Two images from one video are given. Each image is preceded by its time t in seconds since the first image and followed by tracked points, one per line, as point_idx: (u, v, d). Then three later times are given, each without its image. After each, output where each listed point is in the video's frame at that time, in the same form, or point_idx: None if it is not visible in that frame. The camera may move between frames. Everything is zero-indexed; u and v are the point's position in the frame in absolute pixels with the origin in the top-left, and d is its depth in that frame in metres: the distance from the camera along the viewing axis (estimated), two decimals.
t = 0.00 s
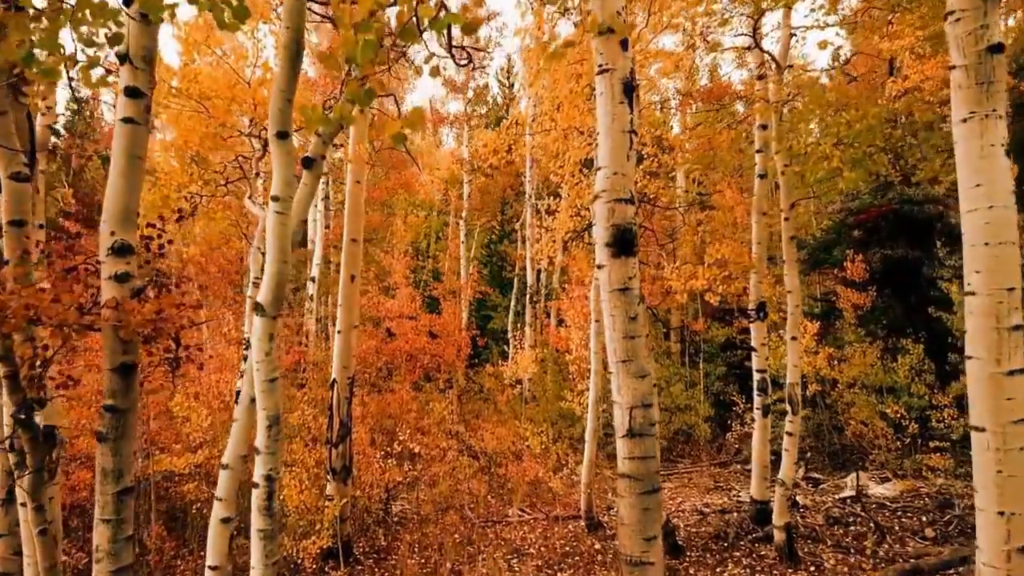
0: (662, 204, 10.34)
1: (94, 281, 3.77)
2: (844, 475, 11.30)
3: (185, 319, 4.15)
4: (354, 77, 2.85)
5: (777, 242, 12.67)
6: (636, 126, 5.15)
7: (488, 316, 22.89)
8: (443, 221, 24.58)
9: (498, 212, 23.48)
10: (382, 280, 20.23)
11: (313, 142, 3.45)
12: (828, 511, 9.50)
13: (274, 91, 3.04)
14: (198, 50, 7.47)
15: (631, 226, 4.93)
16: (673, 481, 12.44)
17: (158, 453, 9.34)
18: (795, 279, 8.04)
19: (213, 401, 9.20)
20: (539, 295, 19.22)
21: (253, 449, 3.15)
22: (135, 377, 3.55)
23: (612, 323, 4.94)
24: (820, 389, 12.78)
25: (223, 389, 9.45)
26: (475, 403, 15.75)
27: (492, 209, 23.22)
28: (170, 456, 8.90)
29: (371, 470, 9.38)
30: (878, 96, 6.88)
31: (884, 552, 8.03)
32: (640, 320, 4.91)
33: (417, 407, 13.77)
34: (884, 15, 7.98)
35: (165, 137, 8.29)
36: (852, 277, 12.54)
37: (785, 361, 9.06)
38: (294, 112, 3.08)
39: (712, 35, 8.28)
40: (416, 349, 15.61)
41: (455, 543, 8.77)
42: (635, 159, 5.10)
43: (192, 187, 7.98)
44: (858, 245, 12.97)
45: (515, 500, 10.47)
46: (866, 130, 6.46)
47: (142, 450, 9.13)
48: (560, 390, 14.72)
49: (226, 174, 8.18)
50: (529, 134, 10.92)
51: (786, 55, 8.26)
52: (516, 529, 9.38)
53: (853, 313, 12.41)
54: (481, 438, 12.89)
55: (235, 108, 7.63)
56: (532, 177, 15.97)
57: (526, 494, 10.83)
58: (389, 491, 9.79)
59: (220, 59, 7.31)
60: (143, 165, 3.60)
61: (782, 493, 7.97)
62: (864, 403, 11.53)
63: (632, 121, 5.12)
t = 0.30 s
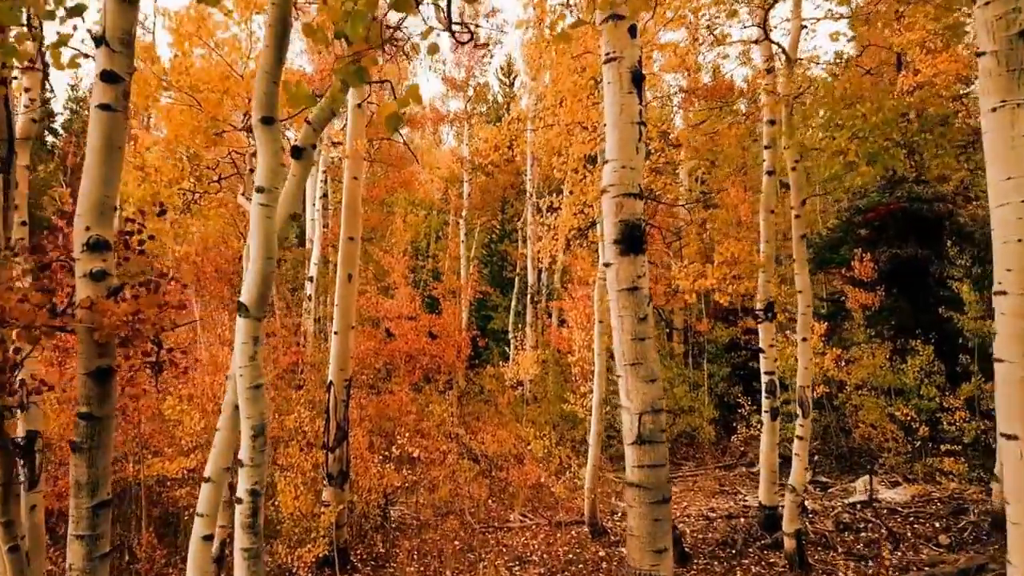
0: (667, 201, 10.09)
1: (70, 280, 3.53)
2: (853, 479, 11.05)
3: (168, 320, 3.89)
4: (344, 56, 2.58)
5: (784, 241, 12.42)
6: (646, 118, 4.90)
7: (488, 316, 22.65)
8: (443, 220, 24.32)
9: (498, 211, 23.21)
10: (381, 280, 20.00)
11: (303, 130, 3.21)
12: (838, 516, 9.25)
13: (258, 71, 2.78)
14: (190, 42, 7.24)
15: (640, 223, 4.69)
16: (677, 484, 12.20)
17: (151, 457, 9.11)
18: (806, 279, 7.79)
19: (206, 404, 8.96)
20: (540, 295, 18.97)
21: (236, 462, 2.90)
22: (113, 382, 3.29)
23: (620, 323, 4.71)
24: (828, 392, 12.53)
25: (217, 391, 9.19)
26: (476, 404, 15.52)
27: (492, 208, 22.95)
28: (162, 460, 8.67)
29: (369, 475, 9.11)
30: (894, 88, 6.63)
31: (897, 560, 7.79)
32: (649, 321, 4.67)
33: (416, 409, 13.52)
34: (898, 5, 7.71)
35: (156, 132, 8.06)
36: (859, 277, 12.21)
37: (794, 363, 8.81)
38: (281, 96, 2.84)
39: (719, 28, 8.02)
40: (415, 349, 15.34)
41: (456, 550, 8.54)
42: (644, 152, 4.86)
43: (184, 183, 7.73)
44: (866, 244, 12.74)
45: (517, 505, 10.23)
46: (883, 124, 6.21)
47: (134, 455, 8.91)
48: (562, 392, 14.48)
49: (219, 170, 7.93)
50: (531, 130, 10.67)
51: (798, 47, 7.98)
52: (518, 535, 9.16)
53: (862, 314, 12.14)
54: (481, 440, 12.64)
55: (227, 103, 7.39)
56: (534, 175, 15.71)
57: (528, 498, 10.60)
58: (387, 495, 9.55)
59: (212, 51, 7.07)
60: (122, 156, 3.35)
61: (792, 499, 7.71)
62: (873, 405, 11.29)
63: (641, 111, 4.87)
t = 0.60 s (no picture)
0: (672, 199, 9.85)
1: (40, 277, 3.25)
2: (862, 483, 10.81)
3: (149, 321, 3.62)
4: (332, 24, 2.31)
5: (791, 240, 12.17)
6: (656, 108, 4.66)
7: (488, 316, 22.44)
8: (443, 220, 24.10)
9: (499, 210, 22.98)
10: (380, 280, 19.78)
11: (291, 116, 2.97)
12: (849, 522, 9.00)
13: (239, 50, 2.54)
14: (182, 33, 6.99)
15: (650, 218, 4.45)
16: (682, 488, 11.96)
17: (143, 461, 8.85)
18: (817, 278, 7.54)
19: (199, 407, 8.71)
20: (541, 295, 18.74)
21: (216, 476, 2.65)
22: (87, 389, 3.01)
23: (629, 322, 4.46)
24: (836, 394, 12.27)
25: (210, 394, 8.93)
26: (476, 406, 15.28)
27: (493, 207, 22.73)
28: (154, 465, 8.43)
29: (367, 480, 8.87)
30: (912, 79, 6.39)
31: (912, 568, 7.54)
32: (660, 322, 4.43)
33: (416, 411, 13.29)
34: None
35: (147, 127, 7.80)
36: (868, 277, 11.88)
37: (804, 364, 8.56)
38: (265, 76, 2.59)
39: (728, 19, 7.77)
40: (415, 350, 15.09)
41: (456, 557, 8.30)
42: (654, 144, 4.62)
43: (175, 178, 7.46)
44: (874, 243, 12.53)
45: (519, 510, 10.00)
46: (902, 116, 5.97)
47: (126, 459, 8.65)
48: (564, 393, 14.25)
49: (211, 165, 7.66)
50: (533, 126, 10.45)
51: (809, 39, 7.74)
52: (520, 541, 8.92)
53: (871, 314, 11.88)
54: (482, 443, 12.40)
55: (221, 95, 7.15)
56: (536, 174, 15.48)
57: (529, 502, 10.36)
58: (386, 500, 9.30)
59: (203, 42, 6.84)
60: (95, 144, 3.09)
61: (803, 505, 7.46)
62: (882, 407, 11.04)
63: (652, 101, 4.62)
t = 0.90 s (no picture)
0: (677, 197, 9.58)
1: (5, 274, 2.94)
2: (872, 488, 10.55)
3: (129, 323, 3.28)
4: None
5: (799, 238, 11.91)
6: (668, 97, 4.41)
7: (488, 316, 22.22)
8: (443, 219, 23.87)
9: (499, 210, 22.74)
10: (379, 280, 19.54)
11: (277, 98, 2.72)
12: (860, 528, 8.73)
13: (217, 22, 2.29)
14: (172, 21, 6.73)
15: (661, 212, 4.19)
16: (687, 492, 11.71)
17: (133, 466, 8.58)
18: (830, 277, 7.29)
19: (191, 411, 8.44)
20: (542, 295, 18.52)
21: (193, 493, 2.39)
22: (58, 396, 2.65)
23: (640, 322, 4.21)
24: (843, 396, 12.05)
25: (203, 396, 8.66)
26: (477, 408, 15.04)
27: (493, 207, 22.49)
28: (144, 470, 8.17)
29: (364, 484, 8.62)
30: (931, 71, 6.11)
31: None
32: (672, 322, 4.18)
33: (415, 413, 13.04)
34: None
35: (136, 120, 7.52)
36: (877, 277, 11.62)
37: (815, 366, 8.29)
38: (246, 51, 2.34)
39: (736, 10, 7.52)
40: (414, 351, 14.84)
41: (456, 564, 8.05)
42: (666, 134, 4.36)
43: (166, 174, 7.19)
44: (882, 241, 12.37)
45: (521, 515, 9.76)
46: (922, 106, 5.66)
47: (116, 464, 8.40)
48: (566, 395, 14.02)
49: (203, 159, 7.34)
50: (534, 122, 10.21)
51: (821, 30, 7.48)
52: (522, 548, 8.68)
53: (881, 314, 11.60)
54: (482, 446, 12.14)
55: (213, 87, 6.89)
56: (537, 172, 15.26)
57: (531, 507, 10.12)
58: (384, 506, 9.06)
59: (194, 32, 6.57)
60: (67, 130, 2.72)
61: (816, 512, 7.21)
62: (892, 410, 10.79)
63: (663, 90, 4.37)
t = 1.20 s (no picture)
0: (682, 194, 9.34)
1: None
2: (882, 492, 10.29)
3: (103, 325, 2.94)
4: None
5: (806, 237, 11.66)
6: (681, 84, 4.16)
7: (489, 317, 22.02)
8: (443, 218, 23.68)
9: (500, 209, 22.52)
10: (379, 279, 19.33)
11: (260, 77, 2.48)
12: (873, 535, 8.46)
13: None
14: (160, 10, 6.46)
15: (674, 206, 3.94)
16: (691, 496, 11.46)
17: (123, 471, 8.34)
18: (843, 277, 7.04)
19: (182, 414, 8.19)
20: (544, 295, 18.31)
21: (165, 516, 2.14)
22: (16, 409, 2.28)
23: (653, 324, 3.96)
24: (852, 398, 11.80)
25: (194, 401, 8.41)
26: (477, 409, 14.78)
27: (494, 206, 22.28)
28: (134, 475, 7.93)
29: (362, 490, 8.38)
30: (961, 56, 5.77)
31: None
32: (686, 324, 3.93)
33: (414, 415, 12.80)
34: None
35: (124, 113, 7.26)
36: (886, 276, 11.37)
37: (825, 368, 8.05)
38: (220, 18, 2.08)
39: None
40: (413, 352, 14.59)
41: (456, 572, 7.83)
42: (679, 124, 4.12)
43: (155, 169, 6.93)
44: (891, 239, 12.20)
45: (523, 520, 9.52)
46: (943, 96, 5.36)
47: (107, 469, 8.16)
48: (568, 397, 13.79)
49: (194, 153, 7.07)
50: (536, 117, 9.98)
51: (834, 21, 7.23)
52: (524, 554, 8.46)
53: (891, 315, 11.34)
54: (483, 449, 11.90)
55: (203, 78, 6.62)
56: (538, 171, 15.07)
57: (533, 512, 9.89)
58: (382, 511, 8.82)
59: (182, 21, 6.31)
60: (28, 112, 2.40)
61: (828, 519, 6.97)
62: (902, 412, 10.54)
63: (677, 76, 4.12)
